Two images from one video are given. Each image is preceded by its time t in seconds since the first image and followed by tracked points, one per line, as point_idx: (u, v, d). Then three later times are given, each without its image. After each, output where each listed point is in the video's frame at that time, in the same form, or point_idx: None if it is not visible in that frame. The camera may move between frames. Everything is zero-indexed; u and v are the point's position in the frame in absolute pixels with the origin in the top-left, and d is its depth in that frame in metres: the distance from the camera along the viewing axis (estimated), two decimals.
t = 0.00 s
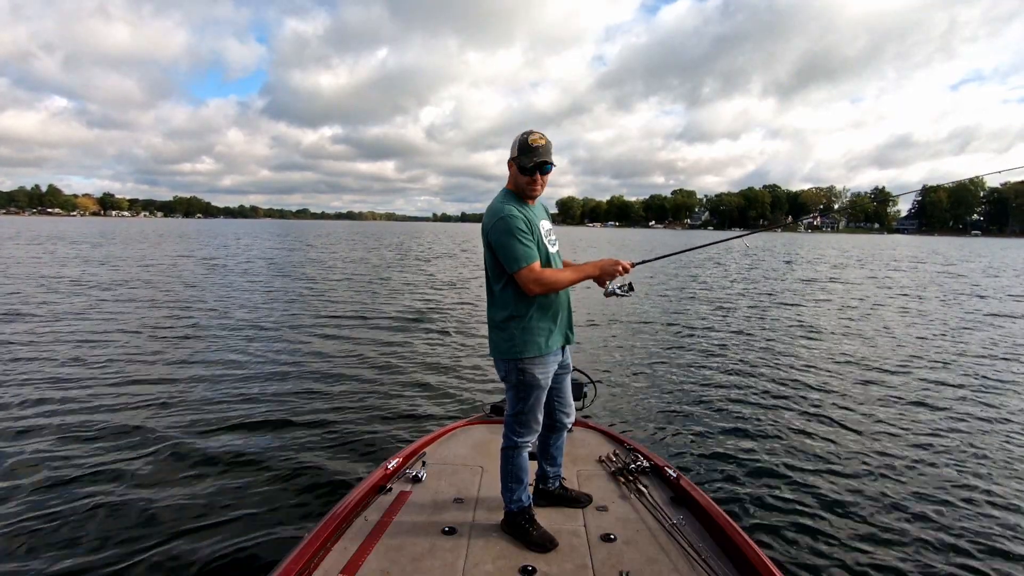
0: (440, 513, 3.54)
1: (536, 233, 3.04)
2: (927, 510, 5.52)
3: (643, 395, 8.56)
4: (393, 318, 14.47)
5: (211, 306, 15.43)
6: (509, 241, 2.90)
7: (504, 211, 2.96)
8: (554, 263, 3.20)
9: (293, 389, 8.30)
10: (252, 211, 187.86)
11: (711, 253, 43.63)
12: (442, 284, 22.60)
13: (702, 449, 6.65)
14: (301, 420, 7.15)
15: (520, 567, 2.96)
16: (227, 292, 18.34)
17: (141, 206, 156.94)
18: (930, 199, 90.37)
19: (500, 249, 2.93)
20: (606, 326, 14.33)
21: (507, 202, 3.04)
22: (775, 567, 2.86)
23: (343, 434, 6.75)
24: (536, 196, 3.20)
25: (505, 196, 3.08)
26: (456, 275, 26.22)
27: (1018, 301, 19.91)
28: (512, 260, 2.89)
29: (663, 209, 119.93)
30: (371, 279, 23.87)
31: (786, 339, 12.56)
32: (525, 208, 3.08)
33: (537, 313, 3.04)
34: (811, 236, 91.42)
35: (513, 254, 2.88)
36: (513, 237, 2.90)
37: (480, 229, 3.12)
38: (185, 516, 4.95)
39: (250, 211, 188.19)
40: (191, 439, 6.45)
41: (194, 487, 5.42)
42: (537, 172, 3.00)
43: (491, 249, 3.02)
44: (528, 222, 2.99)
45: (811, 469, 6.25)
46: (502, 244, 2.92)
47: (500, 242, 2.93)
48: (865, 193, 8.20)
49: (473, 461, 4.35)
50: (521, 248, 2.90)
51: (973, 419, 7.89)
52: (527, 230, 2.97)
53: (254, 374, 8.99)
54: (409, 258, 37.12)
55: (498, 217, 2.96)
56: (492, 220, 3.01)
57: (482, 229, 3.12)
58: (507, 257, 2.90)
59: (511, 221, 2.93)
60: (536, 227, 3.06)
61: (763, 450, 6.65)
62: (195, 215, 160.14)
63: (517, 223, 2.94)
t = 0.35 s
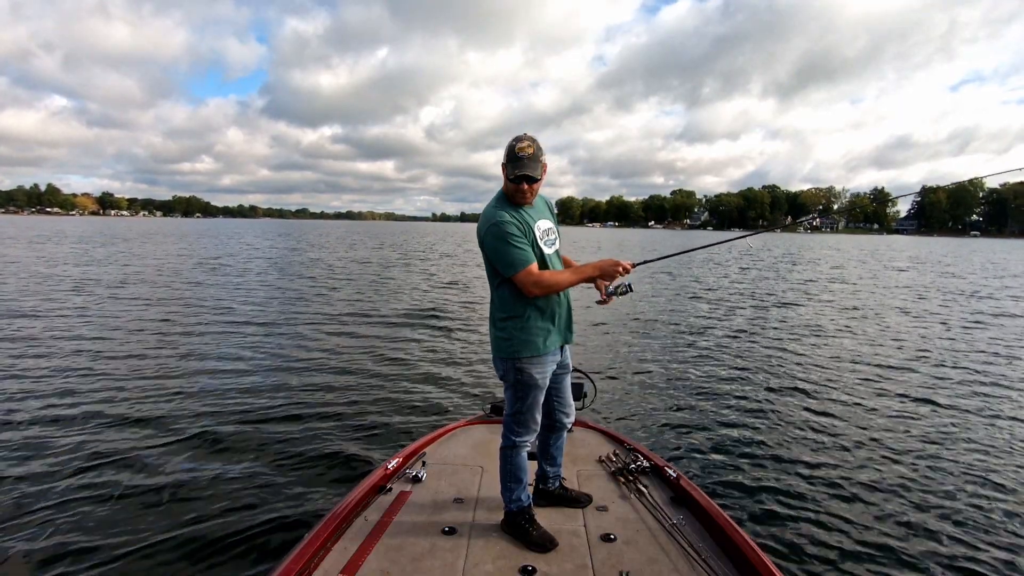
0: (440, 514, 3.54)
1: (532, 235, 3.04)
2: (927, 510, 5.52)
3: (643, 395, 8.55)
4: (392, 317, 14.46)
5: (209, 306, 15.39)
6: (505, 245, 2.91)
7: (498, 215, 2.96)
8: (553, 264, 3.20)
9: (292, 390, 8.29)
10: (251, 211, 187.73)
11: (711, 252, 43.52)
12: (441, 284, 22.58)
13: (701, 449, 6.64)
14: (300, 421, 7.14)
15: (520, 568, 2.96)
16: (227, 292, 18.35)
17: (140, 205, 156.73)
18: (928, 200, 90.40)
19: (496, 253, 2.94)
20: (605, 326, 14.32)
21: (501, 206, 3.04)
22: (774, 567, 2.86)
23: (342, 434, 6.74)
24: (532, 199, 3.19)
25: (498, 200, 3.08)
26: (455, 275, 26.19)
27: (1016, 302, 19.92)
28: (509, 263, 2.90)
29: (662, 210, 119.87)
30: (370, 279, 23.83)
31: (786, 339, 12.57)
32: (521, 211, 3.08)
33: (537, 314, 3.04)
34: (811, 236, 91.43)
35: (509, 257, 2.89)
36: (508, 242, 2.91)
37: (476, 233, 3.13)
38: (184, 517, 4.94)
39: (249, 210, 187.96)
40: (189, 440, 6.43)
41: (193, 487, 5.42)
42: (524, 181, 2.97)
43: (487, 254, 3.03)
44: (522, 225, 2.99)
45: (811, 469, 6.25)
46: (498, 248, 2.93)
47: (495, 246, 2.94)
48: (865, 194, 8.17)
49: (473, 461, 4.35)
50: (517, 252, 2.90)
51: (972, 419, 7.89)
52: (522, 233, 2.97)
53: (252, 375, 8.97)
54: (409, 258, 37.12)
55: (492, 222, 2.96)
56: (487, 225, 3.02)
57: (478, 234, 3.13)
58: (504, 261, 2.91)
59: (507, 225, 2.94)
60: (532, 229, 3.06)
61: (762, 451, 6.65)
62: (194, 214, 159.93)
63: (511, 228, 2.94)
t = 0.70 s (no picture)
0: (440, 513, 3.54)
1: (532, 235, 3.04)
2: (926, 511, 5.52)
3: (642, 395, 8.54)
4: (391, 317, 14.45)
5: (208, 305, 15.35)
6: (505, 244, 2.90)
7: (499, 214, 2.96)
8: (552, 265, 3.20)
9: (291, 389, 8.27)
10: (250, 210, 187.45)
11: (710, 252, 43.51)
12: (441, 283, 22.56)
13: (700, 449, 6.64)
14: (299, 420, 7.13)
15: (520, 567, 2.96)
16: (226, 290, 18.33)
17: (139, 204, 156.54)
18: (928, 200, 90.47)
19: (495, 252, 2.94)
20: (604, 326, 14.31)
21: (501, 205, 3.04)
22: (774, 567, 2.86)
23: (342, 434, 6.74)
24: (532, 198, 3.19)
25: (500, 198, 3.08)
26: (454, 275, 26.18)
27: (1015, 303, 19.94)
28: (509, 262, 2.90)
29: (662, 210, 119.87)
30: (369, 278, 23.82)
31: (785, 340, 12.56)
32: (521, 210, 3.08)
33: (536, 314, 3.04)
34: (810, 237, 91.46)
35: (509, 257, 2.89)
36: (509, 241, 2.91)
37: (476, 232, 3.12)
38: (184, 516, 4.93)
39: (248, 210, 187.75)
40: (188, 439, 6.43)
41: (193, 486, 5.42)
42: (530, 172, 2.99)
43: (487, 253, 3.03)
44: (523, 225, 2.99)
45: (810, 469, 6.26)
46: (498, 248, 2.93)
47: (495, 246, 2.94)
48: (864, 195, 8.15)
49: (473, 461, 4.35)
50: (518, 252, 2.90)
51: (971, 420, 7.89)
52: (523, 232, 2.97)
53: (252, 374, 8.96)
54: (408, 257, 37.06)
55: (493, 220, 2.95)
56: (487, 224, 3.01)
57: (478, 233, 3.12)
58: (504, 260, 2.91)
59: (507, 224, 2.93)
60: (532, 228, 3.06)
61: (762, 451, 6.64)
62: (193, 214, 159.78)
63: (512, 226, 2.94)
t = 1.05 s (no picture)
0: (440, 514, 3.54)
1: (534, 232, 3.05)
2: (926, 511, 5.51)
3: (642, 396, 8.53)
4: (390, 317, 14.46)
5: (208, 305, 15.32)
6: (507, 240, 2.90)
7: (502, 210, 2.96)
8: (553, 264, 3.21)
9: (290, 390, 8.26)
10: (250, 210, 187.61)
11: (710, 253, 43.54)
12: (441, 283, 22.53)
13: (700, 449, 6.63)
14: (298, 420, 7.12)
15: (520, 567, 2.96)
16: (225, 291, 18.30)
17: (139, 204, 156.57)
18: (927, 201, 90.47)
19: (498, 249, 2.94)
20: (604, 326, 14.31)
21: (505, 201, 3.05)
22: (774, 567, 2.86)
23: (341, 434, 6.74)
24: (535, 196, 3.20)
25: (504, 195, 3.09)
26: (454, 275, 26.15)
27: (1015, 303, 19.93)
28: (511, 259, 2.90)
29: (661, 211, 119.85)
30: (369, 278, 23.80)
31: (785, 340, 12.55)
32: (524, 208, 3.09)
33: (536, 313, 3.04)
34: (809, 237, 91.48)
35: (511, 254, 2.89)
36: (512, 237, 2.90)
37: (479, 228, 3.13)
38: (184, 517, 4.94)
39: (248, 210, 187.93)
40: (188, 439, 6.43)
41: (191, 487, 5.41)
42: (537, 166, 3.01)
43: (489, 249, 3.03)
44: (526, 221, 3.00)
45: (810, 469, 6.25)
46: (501, 244, 2.92)
47: (497, 242, 2.94)
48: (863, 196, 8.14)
49: (473, 461, 4.35)
50: (520, 248, 2.90)
51: (971, 420, 7.89)
52: (526, 229, 2.97)
53: (251, 374, 8.95)
54: (407, 257, 37.11)
55: (496, 216, 2.96)
56: (490, 219, 3.02)
57: (481, 229, 3.13)
58: (506, 257, 2.90)
59: (510, 220, 2.94)
60: (535, 226, 3.07)
61: (761, 451, 6.64)
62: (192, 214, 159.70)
63: (515, 222, 2.94)
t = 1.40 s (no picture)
0: (440, 514, 3.54)
1: (534, 231, 3.05)
2: (925, 510, 5.51)
3: (642, 395, 8.54)
4: (390, 317, 14.47)
5: (208, 307, 15.33)
6: (507, 239, 2.91)
7: (502, 209, 2.97)
8: (553, 264, 3.21)
9: (290, 390, 8.27)
10: (249, 211, 187.76)
11: (709, 252, 43.57)
12: (441, 284, 22.53)
13: (700, 448, 6.63)
14: (298, 421, 7.13)
15: (520, 568, 2.96)
16: (225, 292, 18.30)
17: (138, 206, 156.60)
18: (926, 200, 90.50)
19: (497, 248, 2.94)
20: (603, 326, 14.32)
21: (505, 200, 3.05)
22: (774, 567, 2.86)
23: (341, 435, 6.74)
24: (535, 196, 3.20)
25: (504, 194, 3.09)
26: (454, 276, 26.14)
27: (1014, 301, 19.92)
28: (511, 258, 2.90)
29: (660, 210, 119.90)
30: (369, 278, 23.82)
31: (784, 339, 12.55)
32: (524, 207, 3.09)
33: (536, 312, 3.04)
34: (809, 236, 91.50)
35: (511, 252, 2.89)
36: (512, 237, 2.91)
37: (478, 228, 3.13)
38: (184, 518, 4.95)
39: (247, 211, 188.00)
40: (189, 441, 6.43)
41: (192, 489, 5.43)
42: (538, 165, 3.01)
43: (489, 248, 3.03)
44: (525, 220, 3.00)
45: (809, 468, 6.26)
46: (501, 243, 2.92)
47: (497, 241, 2.94)
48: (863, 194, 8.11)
49: (473, 462, 4.35)
50: (520, 247, 2.90)
51: (971, 418, 7.89)
52: (526, 228, 2.98)
53: (251, 375, 8.96)
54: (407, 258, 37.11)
55: (496, 215, 2.96)
56: (490, 218, 3.02)
57: (481, 228, 3.13)
58: (505, 255, 2.91)
59: (510, 219, 2.94)
60: (535, 226, 3.07)
61: (760, 450, 6.65)
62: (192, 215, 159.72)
63: (516, 222, 2.95)
